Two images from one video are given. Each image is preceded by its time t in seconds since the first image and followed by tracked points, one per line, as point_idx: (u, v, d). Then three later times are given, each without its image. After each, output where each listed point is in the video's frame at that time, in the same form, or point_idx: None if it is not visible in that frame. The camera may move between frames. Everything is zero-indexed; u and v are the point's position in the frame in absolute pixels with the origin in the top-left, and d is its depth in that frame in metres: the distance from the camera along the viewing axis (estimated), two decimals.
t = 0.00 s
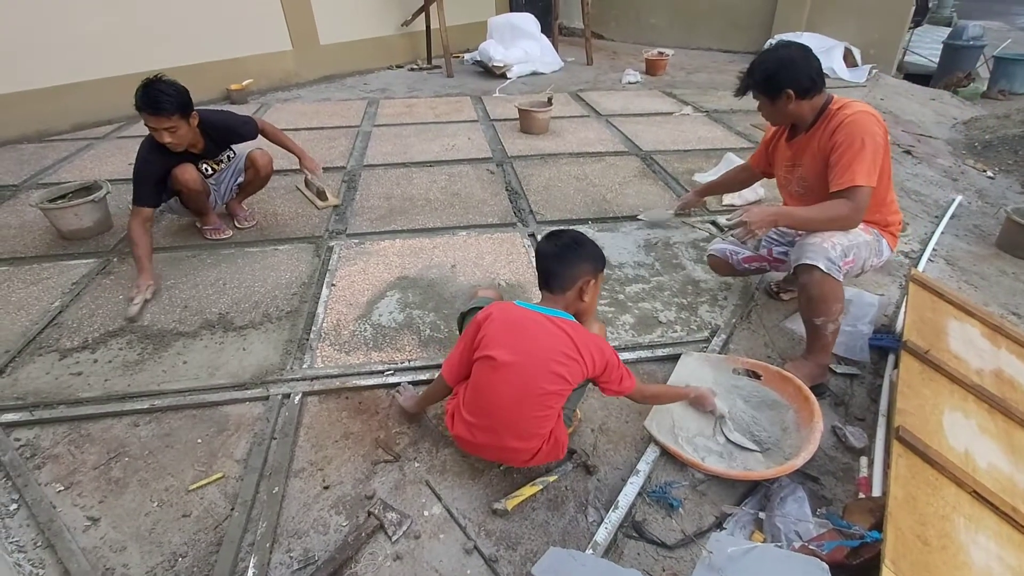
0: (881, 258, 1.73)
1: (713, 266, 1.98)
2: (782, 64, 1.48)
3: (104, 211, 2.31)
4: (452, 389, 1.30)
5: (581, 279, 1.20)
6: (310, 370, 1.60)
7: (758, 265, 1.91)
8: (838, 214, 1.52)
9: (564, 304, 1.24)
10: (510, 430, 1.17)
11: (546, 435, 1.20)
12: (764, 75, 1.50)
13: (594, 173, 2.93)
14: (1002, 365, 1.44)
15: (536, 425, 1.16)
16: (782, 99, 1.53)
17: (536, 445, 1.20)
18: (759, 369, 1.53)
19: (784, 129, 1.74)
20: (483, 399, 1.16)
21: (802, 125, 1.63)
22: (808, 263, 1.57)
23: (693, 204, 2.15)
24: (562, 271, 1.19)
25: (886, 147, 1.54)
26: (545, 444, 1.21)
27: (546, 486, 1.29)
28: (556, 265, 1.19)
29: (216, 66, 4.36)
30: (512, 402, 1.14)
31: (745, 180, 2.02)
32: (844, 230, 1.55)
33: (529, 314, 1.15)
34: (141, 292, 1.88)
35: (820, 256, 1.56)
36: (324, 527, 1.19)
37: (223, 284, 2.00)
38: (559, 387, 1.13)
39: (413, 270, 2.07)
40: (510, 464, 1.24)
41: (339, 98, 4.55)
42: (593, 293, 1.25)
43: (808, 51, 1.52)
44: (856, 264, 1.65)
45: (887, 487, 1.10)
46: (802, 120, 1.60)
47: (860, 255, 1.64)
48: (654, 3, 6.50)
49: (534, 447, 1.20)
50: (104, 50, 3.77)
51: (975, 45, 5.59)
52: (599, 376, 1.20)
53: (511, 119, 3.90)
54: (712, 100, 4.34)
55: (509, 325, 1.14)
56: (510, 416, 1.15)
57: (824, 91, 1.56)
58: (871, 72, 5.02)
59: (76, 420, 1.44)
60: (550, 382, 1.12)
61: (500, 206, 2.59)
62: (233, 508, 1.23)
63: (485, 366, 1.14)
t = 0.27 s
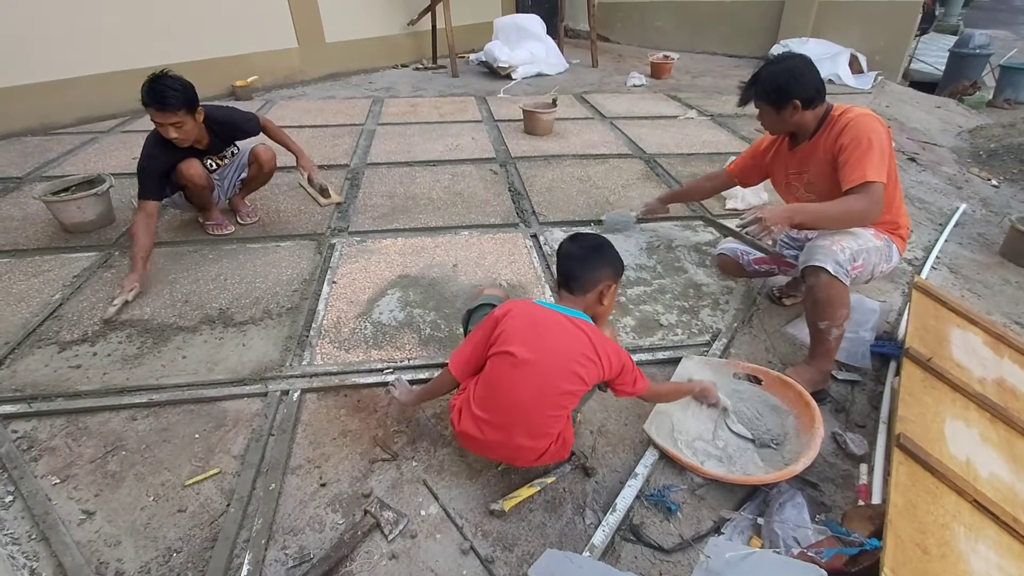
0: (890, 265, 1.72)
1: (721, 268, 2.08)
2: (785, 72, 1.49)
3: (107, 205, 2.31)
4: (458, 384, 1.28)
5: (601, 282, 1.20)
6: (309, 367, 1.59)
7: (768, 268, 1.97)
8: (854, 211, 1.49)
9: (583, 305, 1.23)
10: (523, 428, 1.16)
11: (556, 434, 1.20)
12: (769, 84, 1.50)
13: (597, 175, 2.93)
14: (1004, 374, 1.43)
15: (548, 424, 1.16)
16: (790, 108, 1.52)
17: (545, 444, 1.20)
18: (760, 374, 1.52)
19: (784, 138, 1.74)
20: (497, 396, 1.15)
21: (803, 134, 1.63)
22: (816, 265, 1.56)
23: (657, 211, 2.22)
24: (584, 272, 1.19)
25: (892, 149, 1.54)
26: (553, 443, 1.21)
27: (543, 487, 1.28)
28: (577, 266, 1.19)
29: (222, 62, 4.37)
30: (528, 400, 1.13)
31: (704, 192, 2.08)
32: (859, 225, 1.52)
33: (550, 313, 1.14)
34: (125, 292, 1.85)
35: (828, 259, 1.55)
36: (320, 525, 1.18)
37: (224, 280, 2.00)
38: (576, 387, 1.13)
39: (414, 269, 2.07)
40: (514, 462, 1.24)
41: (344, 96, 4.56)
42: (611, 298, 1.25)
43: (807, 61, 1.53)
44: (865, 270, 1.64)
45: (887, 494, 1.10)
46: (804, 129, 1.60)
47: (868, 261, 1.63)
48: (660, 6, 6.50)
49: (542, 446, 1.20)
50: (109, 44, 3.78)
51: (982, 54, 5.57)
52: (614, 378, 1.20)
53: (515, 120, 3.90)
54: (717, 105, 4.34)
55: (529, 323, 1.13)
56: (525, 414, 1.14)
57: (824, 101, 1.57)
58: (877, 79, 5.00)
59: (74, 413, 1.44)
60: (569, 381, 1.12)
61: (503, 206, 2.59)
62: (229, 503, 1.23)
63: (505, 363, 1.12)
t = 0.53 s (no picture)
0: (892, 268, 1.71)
1: (722, 270, 2.08)
2: (787, 78, 1.48)
3: (107, 201, 2.31)
4: (463, 381, 1.27)
5: (613, 285, 1.20)
6: (308, 365, 1.59)
7: (768, 270, 1.95)
8: (857, 218, 1.49)
9: (593, 306, 1.23)
10: (527, 425, 1.16)
11: (559, 434, 1.19)
12: (770, 89, 1.50)
13: (599, 176, 2.93)
14: (1005, 380, 1.43)
15: (552, 423, 1.15)
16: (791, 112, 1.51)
17: (548, 443, 1.19)
18: (761, 377, 1.51)
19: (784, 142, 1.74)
20: (501, 393, 1.14)
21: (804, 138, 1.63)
22: (819, 267, 1.55)
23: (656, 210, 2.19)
24: (596, 274, 1.19)
25: (893, 155, 1.54)
26: (556, 443, 1.21)
27: (542, 489, 1.27)
28: (591, 268, 1.19)
29: (224, 59, 4.37)
30: (534, 397, 1.12)
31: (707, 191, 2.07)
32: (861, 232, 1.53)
33: (560, 313, 1.14)
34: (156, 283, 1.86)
35: (832, 261, 1.55)
36: (317, 524, 1.18)
37: (224, 277, 2.00)
38: (583, 386, 1.13)
39: (415, 268, 2.06)
40: (516, 461, 1.23)
41: (346, 94, 4.56)
42: (621, 301, 1.25)
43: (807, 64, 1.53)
44: (866, 272, 1.64)
45: (888, 500, 1.09)
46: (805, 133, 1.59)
47: (870, 264, 1.63)
48: (663, 8, 6.50)
49: (545, 445, 1.19)
50: (111, 40, 3.77)
51: (984, 59, 5.57)
52: (620, 381, 1.19)
53: (517, 120, 3.90)
54: (719, 107, 4.33)
55: (538, 321, 1.13)
56: (530, 411, 1.14)
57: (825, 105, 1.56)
58: (880, 83, 5.00)
59: (71, 408, 1.43)
60: (576, 380, 1.11)
61: (503, 207, 2.58)
62: (226, 501, 1.22)
63: (512, 359, 1.11)
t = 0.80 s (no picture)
0: (892, 274, 1.70)
1: (721, 275, 1.99)
2: (800, 80, 1.45)
3: (116, 198, 2.32)
4: (465, 381, 1.27)
5: (616, 285, 1.20)
6: (313, 363, 1.59)
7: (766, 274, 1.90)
8: (858, 227, 1.48)
9: (595, 306, 1.23)
10: (529, 427, 1.15)
11: (560, 435, 1.19)
12: (784, 89, 1.47)
13: (606, 177, 2.92)
14: (1017, 385, 1.41)
15: (553, 424, 1.15)
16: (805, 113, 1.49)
17: (549, 444, 1.19)
18: (767, 380, 1.50)
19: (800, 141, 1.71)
20: (503, 394, 1.14)
21: (818, 138, 1.61)
22: (825, 269, 1.54)
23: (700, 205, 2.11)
24: (600, 273, 1.18)
25: (904, 162, 1.51)
26: (557, 444, 1.20)
27: (545, 490, 1.27)
28: (595, 268, 1.18)
29: (233, 59, 4.39)
30: (534, 398, 1.12)
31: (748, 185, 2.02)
32: (862, 242, 1.51)
33: (560, 314, 1.13)
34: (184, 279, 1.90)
35: (838, 263, 1.54)
36: (320, 522, 1.18)
37: (231, 275, 2.00)
38: (583, 387, 1.12)
39: (420, 267, 2.06)
40: (518, 462, 1.22)
41: (354, 94, 4.57)
42: (625, 301, 1.25)
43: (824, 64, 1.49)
44: (871, 276, 1.63)
45: (896, 505, 1.08)
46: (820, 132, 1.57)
47: (876, 266, 1.61)
48: (672, 9, 6.49)
49: (546, 446, 1.19)
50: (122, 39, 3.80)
51: (997, 61, 5.51)
52: (620, 381, 1.19)
53: (524, 120, 3.90)
54: (728, 108, 4.31)
55: (538, 322, 1.12)
56: (530, 413, 1.13)
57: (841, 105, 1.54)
58: (891, 84, 4.96)
59: (78, 404, 1.44)
60: (576, 381, 1.11)
61: (510, 206, 2.58)
62: (230, 498, 1.22)
63: (512, 360, 1.11)
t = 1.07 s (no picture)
0: (894, 279, 1.69)
1: (720, 282, 1.98)
2: (820, 89, 1.41)
3: (116, 198, 2.32)
4: (459, 390, 1.26)
5: (605, 287, 1.19)
6: (312, 365, 1.59)
7: (766, 281, 1.89)
8: (867, 239, 1.48)
9: (584, 308, 1.22)
10: (526, 434, 1.15)
11: (558, 440, 1.18)
12: (807, 99, 1.42)
13: (606, 180, 2.92)
14: (1017, 392, 1.41)
15: (550, 430, 1.15)
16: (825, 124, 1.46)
17: (548, 450, 1.18)
18: (768, 385, 1.50)
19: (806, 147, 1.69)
20: (498, 403, 1.13)
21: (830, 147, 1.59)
22: (824, 277, 1.55)
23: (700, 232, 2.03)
24: (590, 276, 1.17)
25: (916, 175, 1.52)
26: (556, 449, 1.20)
27: (544, 494, 1.26)
28: (583, 271, 1.17)
29: (235, 60, 4.40)
30: (530, 406, 1.11)
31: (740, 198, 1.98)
32: (867, 254, 1.51)
33: (550, 319, 1.12)
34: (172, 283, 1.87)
35: (836, 271, 1.54)
36: (318, 525, 1.17)
37: (230, 276, 2.00)
38: (577, 392, 1.12)
39: (420, 270, 2.06)
40: (517, 469, 1.22)
41: (355, 96, 4.57)
42: (613, 302, 1.25)
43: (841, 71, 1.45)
44: (871, 284, 1.63)
45: (897, 512, 1.08)
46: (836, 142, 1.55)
47: (875, 274, 1.61)
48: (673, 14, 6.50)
49: (545, 452, 1.18)
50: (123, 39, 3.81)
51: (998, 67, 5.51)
52: (614, 383, 1.18)
53: (525, 123, 3.90)
54: (728, 112, 4.32)
55: (529, 328, 1.11)
56: (526, 421, 1.13)
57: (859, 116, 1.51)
58: (891, 90, 4.96)
59: (76, 404, 1.44)
60: (569, 386, 1.11)
61: (510, 209, 2.58)
62: (227, 501, 1.22)
63: (506, 370, 1.10)
